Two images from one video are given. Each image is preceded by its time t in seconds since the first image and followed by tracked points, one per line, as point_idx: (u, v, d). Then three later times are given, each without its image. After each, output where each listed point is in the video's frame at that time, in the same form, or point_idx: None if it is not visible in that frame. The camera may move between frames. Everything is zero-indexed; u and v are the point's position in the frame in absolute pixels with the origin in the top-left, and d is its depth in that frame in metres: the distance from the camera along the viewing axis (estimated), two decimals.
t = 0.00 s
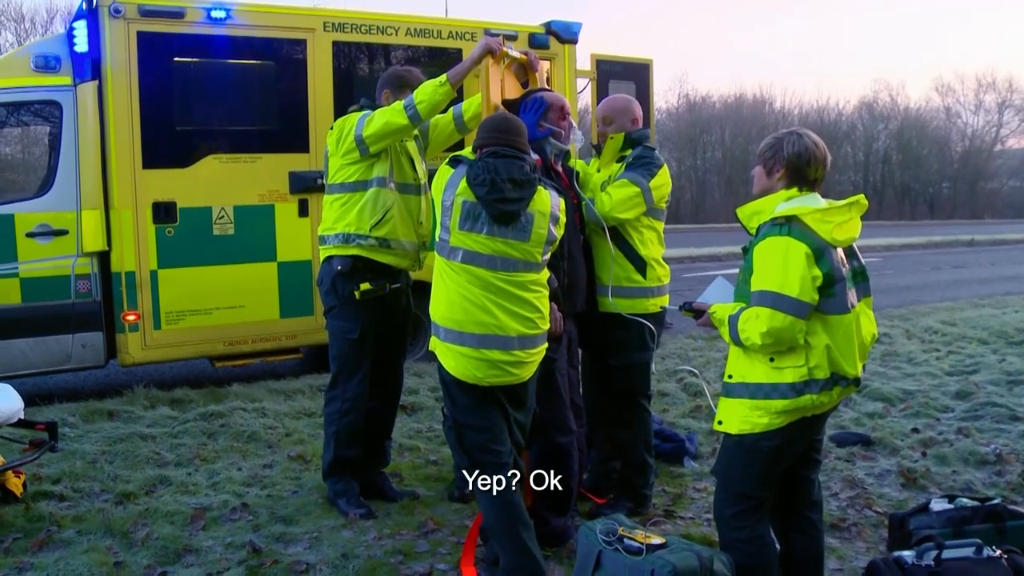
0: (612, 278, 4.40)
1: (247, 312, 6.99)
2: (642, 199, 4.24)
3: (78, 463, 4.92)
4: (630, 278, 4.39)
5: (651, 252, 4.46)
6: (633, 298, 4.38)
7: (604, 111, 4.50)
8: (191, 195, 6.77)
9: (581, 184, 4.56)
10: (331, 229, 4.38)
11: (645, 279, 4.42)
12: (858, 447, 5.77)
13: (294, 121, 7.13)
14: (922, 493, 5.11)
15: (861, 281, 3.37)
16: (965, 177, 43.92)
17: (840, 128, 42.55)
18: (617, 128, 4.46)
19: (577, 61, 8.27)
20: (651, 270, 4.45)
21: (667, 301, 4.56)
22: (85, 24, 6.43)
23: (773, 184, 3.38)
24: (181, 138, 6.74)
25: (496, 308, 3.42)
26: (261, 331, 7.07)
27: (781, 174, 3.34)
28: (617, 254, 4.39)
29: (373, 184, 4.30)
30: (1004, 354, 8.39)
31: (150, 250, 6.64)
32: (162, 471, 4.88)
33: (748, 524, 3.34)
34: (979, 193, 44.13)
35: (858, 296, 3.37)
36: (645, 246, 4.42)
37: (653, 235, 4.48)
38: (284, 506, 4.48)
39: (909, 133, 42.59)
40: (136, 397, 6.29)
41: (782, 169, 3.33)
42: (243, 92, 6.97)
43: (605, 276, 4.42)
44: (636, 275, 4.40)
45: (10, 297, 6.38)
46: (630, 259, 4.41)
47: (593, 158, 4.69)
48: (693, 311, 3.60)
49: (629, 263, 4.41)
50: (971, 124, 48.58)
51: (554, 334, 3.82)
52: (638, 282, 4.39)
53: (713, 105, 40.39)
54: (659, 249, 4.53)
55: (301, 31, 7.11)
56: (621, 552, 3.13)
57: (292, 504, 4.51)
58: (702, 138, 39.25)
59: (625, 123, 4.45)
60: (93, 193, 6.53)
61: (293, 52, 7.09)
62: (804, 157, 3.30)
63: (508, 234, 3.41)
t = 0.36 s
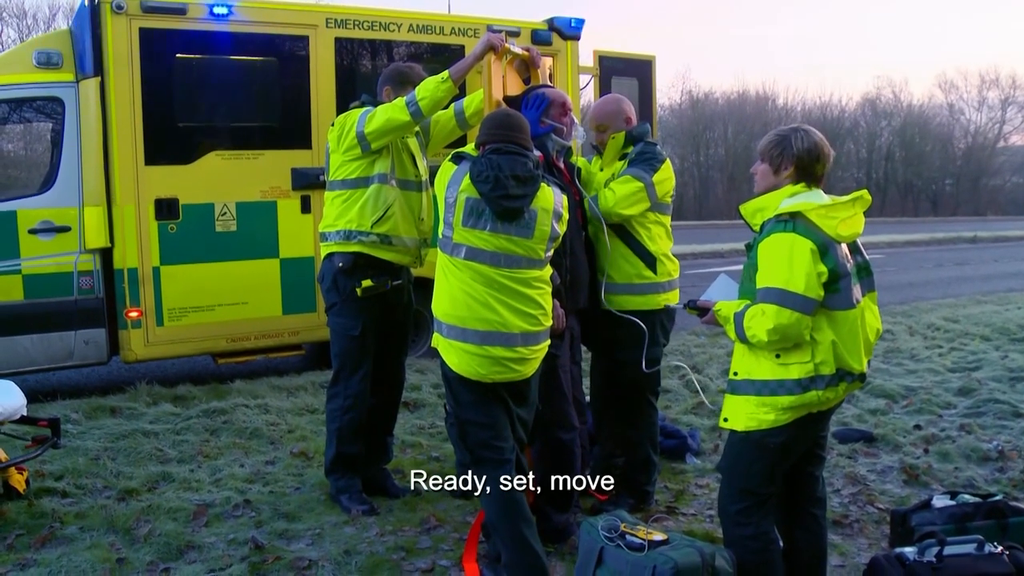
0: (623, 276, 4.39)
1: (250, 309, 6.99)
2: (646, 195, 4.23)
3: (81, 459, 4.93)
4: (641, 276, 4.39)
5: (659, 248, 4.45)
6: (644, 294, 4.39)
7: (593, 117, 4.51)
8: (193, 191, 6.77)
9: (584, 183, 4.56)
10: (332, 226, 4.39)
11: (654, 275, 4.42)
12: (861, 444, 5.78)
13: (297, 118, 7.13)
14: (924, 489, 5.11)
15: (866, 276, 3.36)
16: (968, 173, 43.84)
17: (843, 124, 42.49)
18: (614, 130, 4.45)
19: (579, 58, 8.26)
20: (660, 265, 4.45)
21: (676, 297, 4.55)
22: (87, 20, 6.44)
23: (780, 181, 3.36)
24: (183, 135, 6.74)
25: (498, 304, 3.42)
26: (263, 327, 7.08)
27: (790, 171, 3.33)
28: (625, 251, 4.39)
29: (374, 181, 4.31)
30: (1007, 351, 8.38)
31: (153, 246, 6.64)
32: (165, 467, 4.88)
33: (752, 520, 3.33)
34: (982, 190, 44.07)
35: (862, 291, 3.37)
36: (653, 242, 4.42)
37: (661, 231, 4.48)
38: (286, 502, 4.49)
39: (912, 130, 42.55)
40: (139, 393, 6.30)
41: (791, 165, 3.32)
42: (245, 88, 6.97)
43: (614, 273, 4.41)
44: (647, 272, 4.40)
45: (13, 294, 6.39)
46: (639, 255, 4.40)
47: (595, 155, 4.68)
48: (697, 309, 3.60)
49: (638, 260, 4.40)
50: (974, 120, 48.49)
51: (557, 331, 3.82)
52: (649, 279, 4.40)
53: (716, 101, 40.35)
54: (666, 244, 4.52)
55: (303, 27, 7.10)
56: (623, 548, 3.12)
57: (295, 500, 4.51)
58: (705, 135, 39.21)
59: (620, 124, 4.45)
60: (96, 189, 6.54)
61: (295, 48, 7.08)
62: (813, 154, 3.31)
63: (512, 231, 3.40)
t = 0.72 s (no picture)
0: (624, 273, 4.38)
1: (247, 307, 6.99)
2: (644, 190, 4.23)
3: (79, 457, 4.92)
4: (641, 272, 4.38)
5: (659, 243, 4.45)
6: (646, 292, 4.38)
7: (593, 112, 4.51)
8: (191, 189, 6.75)
9: (583, 181, 4.57)
10: (329, 223, 4.38)
11: (655, 271, 4.41)
12: (859, 441, 5.78)
13: (295, 115, 7.12)
14: (922, 486, 5.11)
15: (864, 272, 3.36)
16: (966, 170, 43.86)
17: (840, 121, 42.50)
18: (611, 126, 4.45)
19: (577, 54, 8.25)
20: (661, 261, 4.44)
21: (677, 293, 4.53)
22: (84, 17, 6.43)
23: (780, 178, 3.35)
24: (180, 132, 6.73)
25: (496, 301, 3.41)
26: (261, 325, 7.07)
27: (790, 168, 3.33)
28: (624, 247, 4.39)
29: (371, 178, 4.30)
30: (1005, 347, 8.39)
31: (150, 244, 6.63)
32: (163, 465, 4.88)
33: (752, 517, 3.33)
34: (980, 187, 44.10)
35: (861, 287, 3.37)
36: (653, 238, 4.42)
37: (661, 227, 4.48)
38: (284, 500, 4.48)
39: (909, 126, 42.57)
40: (136, 391, 6.29)
41: (792, 162, 3.31)
42: (243, 86, 6.96)
43: (614, 270, 4.40)
44: (649, 268, 4.39)
45: (10, 292, 6.38)
46: (639, 251, 4.39)
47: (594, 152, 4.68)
48: (696, 308, 3.60)
49: (639, 256, 4.39)
50: (972, 116, 48.52)
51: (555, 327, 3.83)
52: (649, 275, 4.38)
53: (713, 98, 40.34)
54: (666, 240, 4.52)
55: (301, 24, 7.08)
56: (621, 545, 3.11)
57: (293, 498, 4.51)
58: (703, 132, 39.22)
59: (617, 119, 4.44)
60: (92, 187, 6.52)
61: (293, 45, 7.07)
62: (813, 151, 3.32)
63: (509, 228, 3.40)
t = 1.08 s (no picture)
0: (624, 270, 4.38)
1: (250, 304, 6.99)
2: (646, 186, 4.22)
3: (81, 454, 4.93)
4: (642, 269, 4.37)
5: (661, 240, 4.45)
6: (646, 288, 4.38)
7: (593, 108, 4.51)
8: (193, 187, 6.76)
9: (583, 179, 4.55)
10: (330, 221, 4.38)
11: (656, 267, 4.40)
12: (861, 439, 5.78)
13: (297, 113, 7.13)
14: (924, 484, 5.11)
15: (864, 268, 3.36)
16: (968, 168, 43.80)
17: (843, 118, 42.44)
18: (610, 122, 4.43)
19: (579, 52, 8.25)
20: (662, 258, 4.44)
21: (678, 291, 4.52)
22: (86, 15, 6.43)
23: (779, 176, 3.36)
24: (182, 130, 6.73)
25: (497, 299, 3.41)
26: (263, 322, 7.07)
27: (790, 165, 3.33)
28: (625, 244, 4.38)
29: (372, 176, 4.29)
30: (1007, 345, 8.38)
31: (152, 241, 6.64)
32: (165, 462, 4.88)
33: (754, 515, 3.33)
34: (982, 184, 44.05)
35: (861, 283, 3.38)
36: (655, 235, 4.42)
37: (662, 223, 4.47)
38: (286, 497, 4.49)
39: (912, 124, 42.52)
40: (139, 389, 6.30)
41: (791, 159, 3.32)
42: (245, 84, 6.96)
43: (615, 267, 4.40)
44: (649, 265, 4.38)
45: (13, 289, 6.39)
46: (640, 248, 4.39)
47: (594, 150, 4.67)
48: (697, 308, 3.59)
49: (640, 253, 4.39)
50: (974, 114, 48.43)
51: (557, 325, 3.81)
52: (650, 272, 4.38)
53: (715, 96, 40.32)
54: (668, 237, 4.52)
55: (302, 22, 7.09)
56: (623, 543, 3.11)
57: (295, 495, 4.52)
58: (705, 129, 39.19)
59: (617, 115, 4.42)
60: (95, 184, 6.52)
61: (295, 42, 7.07)
62: (810, 148, 3.32)
63: (511, 226, 3.40)
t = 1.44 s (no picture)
0: (624, 267, 4.38)
1: (251, 303, 6.99)
2: (645, 182, 4.22)
3: (83, 452, 4.94)
4: (642, 265, 4.37)
5: (661, 237, 4.45)
6: (646, 285, 4.38)
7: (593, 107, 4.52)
8: (194, 185, 6.76)
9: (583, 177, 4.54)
10: (329, 219, 4.38)
11: (656, 264, 4.40)
12: (862, 437, 5.78)
13: (298, 111, 7.13)
14: (926, 482, 5.11)
15: (865, 266, 3.36)
16: (970, 166, 43.76)
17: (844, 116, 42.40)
18: (610, 119, 4.44)
19: (580, 50, 8.25)
20: (662, 255, 4.43)
21: (678, 289, 4.52)
22: (88, 14, 6.43)
23: (779, 174, 3.36)
24: (184, 129, 6.73)
25: (497, 298, 3.41)
26: (265, 320, 7.08)
27: (790, 163, 3.33)
28: (625, 240, 4.38)
29: (372, 174, 4.30)
30: (1009, 343, 8.37)
31: (154, 240, 6.64)
32: (167, 460, 4.89)
33: (756, 513, 3.33)
34: (984, 182, 44.00)
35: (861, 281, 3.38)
36: (655, 232, 4.42)
37: (662, 220, 4.47)
38: (288, 495, 4.49)
39: (914, 122, 42.48)
40: (141, 387, 6.30)
41: (791, 157, 3.32)
42: (246, 82, 6.96)
43: (615, 264, 4.40)
44: (648, 262, 4.38)
45: (15, 288, 6.39)
46: (640, 244, 4.39)
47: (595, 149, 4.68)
48: (698, 307, 3.57)
49: (640, 249, 4.39)
50: (976, 112, 48.37)
51: (558, 323, 3.81)
52: (649, 268, 4.38)
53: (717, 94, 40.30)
54: (667, 234, 4.51)
55: (304, 20, 7.09)
56: (625, 541, 3.10)
57: (296, 493, 4.52)
58: (706, 127, 39.18)
59: (616, 113, 4.43)
60: (96, 183, 6.53)
61: (296, 41, 7.07)
62: (810, 146, 3.32)
63: (510, 224, 3.40)
